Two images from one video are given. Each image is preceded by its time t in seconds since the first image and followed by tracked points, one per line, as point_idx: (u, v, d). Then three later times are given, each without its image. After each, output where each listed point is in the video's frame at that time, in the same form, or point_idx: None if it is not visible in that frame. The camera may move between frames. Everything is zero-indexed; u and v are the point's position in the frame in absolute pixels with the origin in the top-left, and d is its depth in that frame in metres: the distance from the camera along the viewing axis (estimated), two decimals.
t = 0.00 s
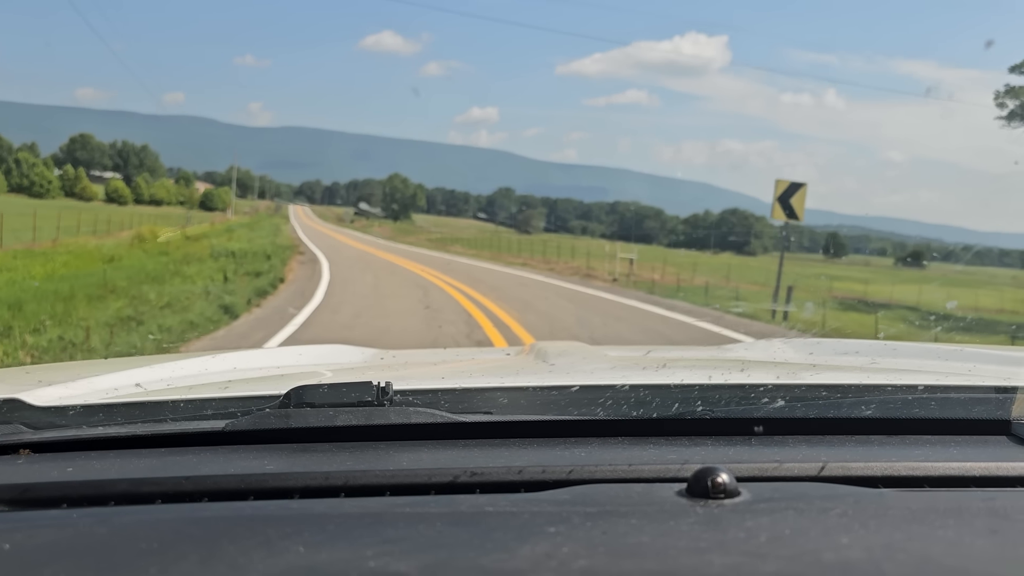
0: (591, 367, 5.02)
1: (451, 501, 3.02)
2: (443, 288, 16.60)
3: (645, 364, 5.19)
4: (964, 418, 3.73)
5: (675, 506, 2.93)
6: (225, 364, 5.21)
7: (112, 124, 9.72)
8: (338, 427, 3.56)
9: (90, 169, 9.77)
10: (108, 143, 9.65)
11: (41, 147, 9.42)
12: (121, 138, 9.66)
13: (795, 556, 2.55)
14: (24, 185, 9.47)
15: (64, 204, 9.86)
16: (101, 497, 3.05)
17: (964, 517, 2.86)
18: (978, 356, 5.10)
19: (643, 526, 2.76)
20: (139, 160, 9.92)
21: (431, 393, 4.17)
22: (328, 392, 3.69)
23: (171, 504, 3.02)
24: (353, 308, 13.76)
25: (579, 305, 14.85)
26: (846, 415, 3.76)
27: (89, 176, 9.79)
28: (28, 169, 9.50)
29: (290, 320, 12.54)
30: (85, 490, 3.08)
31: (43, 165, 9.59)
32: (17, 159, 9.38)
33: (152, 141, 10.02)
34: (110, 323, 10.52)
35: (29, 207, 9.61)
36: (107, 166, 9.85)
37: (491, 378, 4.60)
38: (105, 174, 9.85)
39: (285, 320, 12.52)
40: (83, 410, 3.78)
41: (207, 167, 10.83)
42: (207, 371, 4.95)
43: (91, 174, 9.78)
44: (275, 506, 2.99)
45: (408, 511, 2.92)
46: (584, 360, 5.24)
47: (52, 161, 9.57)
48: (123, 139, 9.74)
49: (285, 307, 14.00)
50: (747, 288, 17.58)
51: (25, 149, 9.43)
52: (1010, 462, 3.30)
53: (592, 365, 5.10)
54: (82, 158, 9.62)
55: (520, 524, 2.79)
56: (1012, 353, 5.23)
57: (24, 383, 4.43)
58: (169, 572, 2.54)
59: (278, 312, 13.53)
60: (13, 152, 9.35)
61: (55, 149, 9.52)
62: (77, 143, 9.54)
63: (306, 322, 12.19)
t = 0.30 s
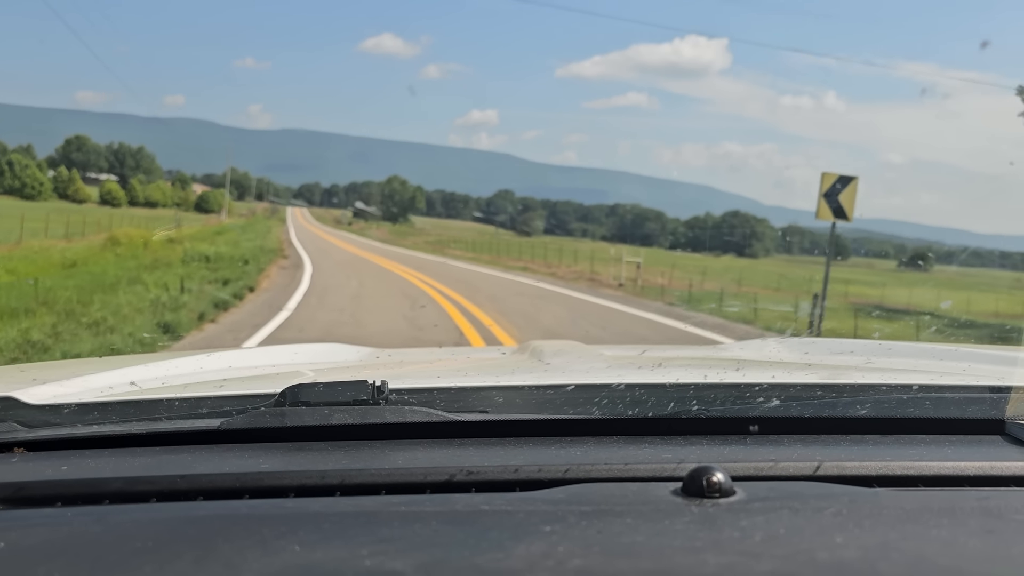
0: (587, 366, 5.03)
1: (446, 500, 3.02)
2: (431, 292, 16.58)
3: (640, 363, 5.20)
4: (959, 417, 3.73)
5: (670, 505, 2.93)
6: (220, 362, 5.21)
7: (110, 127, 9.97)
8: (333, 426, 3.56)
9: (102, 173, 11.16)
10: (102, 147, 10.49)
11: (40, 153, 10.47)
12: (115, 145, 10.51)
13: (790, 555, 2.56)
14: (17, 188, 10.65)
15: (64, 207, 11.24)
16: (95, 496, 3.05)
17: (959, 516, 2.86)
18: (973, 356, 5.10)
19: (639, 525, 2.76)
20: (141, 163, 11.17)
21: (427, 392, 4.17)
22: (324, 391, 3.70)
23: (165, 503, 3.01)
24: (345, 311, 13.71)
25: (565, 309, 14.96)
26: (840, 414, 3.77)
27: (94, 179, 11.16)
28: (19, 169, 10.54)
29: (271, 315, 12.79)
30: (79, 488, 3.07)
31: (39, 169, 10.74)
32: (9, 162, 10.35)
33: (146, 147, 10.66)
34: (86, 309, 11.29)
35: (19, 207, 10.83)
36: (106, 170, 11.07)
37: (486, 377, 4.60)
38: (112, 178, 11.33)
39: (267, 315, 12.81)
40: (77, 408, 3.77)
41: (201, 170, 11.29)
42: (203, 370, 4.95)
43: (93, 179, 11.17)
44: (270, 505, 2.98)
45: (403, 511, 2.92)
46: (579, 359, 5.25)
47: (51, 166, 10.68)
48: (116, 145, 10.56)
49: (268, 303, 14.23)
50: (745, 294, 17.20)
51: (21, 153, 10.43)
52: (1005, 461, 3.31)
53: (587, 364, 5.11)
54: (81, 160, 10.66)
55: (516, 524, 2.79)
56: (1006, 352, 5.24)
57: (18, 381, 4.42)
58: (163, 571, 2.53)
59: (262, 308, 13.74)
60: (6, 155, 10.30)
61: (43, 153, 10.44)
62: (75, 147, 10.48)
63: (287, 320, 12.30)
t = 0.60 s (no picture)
0: (585, 364, 5.03)
1: (445, 498, 3.02)
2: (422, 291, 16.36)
3: (639, 360, 5.20)
4: (956, 414, 3.74)
5: (668, 502, 2.94)
6: (219, 361, 5.21)
7: (110, 128, 10.02)
8: (331, 424, 3.56)
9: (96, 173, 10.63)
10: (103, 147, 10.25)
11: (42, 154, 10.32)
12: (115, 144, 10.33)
13: (787, 552, 2.56)
14: (14, 189, 10.32)
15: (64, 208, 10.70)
16: (92, 495, 3.04)
17: (956, 514, 2.87)
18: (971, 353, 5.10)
19: (637, 523, 2.77)
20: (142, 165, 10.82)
21: (425, 390, 4.17)
22: (322, 390, 3.70)
23: (163, 502, 3.01)
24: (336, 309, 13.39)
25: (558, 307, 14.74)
26: (837, 411, 3.78)
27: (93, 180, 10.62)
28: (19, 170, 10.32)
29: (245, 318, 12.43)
30: (76, 487, 3.07)
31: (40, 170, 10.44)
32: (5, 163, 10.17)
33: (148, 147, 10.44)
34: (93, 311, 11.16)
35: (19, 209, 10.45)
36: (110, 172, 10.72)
37: (484, 375, 4.59)
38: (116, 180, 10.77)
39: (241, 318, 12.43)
40: (75, 407, 3.77)
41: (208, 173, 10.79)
42: (202, 368, 4.95)
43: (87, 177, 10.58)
44: (268, 503, 2.98)
45: (401, 509, 2.92)
46: (578, 357, 5.25)
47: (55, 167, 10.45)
48: (117, 146, 10.41)
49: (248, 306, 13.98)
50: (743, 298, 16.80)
51: (20, 154, 10.24)
52: (1002, 459, 3.31)
53: (586, 362, 5.10)
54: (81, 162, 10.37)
55: (513, 522, 2.79)
56: (1004, 350, 5.24)
57: (16, 380, 4.42)
58: (161, 570, 2.53)
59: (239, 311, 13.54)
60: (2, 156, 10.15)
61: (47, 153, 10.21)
62: (75, 148, 10.21)
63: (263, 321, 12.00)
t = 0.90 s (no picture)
0: (580, 366, 5.02)
1: (439, 499, 3.02)
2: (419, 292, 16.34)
3: (634, 362, 5.19)
4: (950, 417, 3.75)
5: (662, 504, 2.94)
6: (213, 361, 5.20)
7: (114, 129, 9.41)
8: (325, 425, 3.55)
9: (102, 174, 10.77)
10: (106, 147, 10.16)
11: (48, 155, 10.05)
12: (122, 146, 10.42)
13: (782, 554, 2.56)
14: (16, 192, 10.13)
15: (61, 210, 11.03)
16: (85, 495, 3.03)
17: (950, 516, 2.87)
18: (966, 356, 5.10)
19: (631, 525, 2.77)
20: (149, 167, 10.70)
21: (420, 391, 4.16)
22: (316, 390, 3.68)
23: (157, 502, 3.00)
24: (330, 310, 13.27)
25: (556, 312, 14.51)
26: (833, 414, 3.77)
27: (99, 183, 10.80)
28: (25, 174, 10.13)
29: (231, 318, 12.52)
30: (70, 487, 3.06)
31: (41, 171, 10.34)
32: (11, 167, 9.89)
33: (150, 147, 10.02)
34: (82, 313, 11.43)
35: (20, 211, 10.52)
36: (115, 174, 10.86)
37: (479, 376, 4.58)
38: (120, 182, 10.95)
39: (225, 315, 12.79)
40: (68, 407, 3.76)
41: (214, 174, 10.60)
42: (195, 368, 4.94)
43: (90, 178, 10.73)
44: (262, 504, 2.97)
45: (395, 510, 2.91)
46: (573, 359, 5.23)
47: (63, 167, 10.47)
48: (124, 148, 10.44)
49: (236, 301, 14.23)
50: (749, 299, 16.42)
51: (24, 157, 9.99)
52: (997, 462, 3.31)
53: (580, 363, 5.09)
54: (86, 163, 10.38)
55: (507, 523, 2.78)
56: (1000, 353, 5.23)
57: (9, 379, 4.40)
58: (154, 571, 2.52)
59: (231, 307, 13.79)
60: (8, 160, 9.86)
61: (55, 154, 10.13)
62: (81, 151, 10.17)
63: (255, 319, 12.02)
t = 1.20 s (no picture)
0: (574, 364, 5.03)
1: (433, 499, 3.02)
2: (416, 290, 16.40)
3: (627, 361, 5.21)
4: (942, 414, 3.76)
5: (656, 503, 2.94)
6: (206, 361, 5.19)
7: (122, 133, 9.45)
8: (319, 425, 3.55)
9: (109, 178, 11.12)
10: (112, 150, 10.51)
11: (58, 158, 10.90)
12: (129, 150, 10.84)
13: (774, 552, 2.57)
14: (22, 193, 11.40)
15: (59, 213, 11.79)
16: (79, 497, 3.02)
17: (943, 513, 2.88)
18: (959, 354, 5.12)
19: (625, 523, 2.77)
20: (157, 170, 11.02)
21: (414, 391, 4.16)
22: (309, 391, 3.68)
23: (150, 503, 2.99)
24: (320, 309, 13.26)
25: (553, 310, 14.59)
26: (826, 411, 3.79)
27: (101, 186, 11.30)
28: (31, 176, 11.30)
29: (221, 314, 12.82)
30: (62, 489, 3.05)
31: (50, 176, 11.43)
32: (19, 169, 11.09)
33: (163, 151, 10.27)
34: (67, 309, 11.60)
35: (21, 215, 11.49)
36: (123, 177, 11.13)
37: (473, 375, 4.58)
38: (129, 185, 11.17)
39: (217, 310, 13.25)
40: (60, 408, 3.75)
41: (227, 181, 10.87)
42: (188, 368, 4.93)
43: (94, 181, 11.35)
44: (257, 504, 2.97)
45: (390, 510, 2.91)
46: (567, 357, 5.24)
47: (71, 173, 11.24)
48: (133, 151, 10.86)
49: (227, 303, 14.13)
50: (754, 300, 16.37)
51: (34, 160, 11.04)
52: (988, 458, 3.33)
53: (574, 362, 5.11)
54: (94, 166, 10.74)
55: (502, 523, 2.79)
56: (992, 350, 5.26)
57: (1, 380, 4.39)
58: (147, 572, 2.51)
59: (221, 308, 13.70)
60: (18, 162, 11.04)
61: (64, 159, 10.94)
62: (92, 152, 10.49)
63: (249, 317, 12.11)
